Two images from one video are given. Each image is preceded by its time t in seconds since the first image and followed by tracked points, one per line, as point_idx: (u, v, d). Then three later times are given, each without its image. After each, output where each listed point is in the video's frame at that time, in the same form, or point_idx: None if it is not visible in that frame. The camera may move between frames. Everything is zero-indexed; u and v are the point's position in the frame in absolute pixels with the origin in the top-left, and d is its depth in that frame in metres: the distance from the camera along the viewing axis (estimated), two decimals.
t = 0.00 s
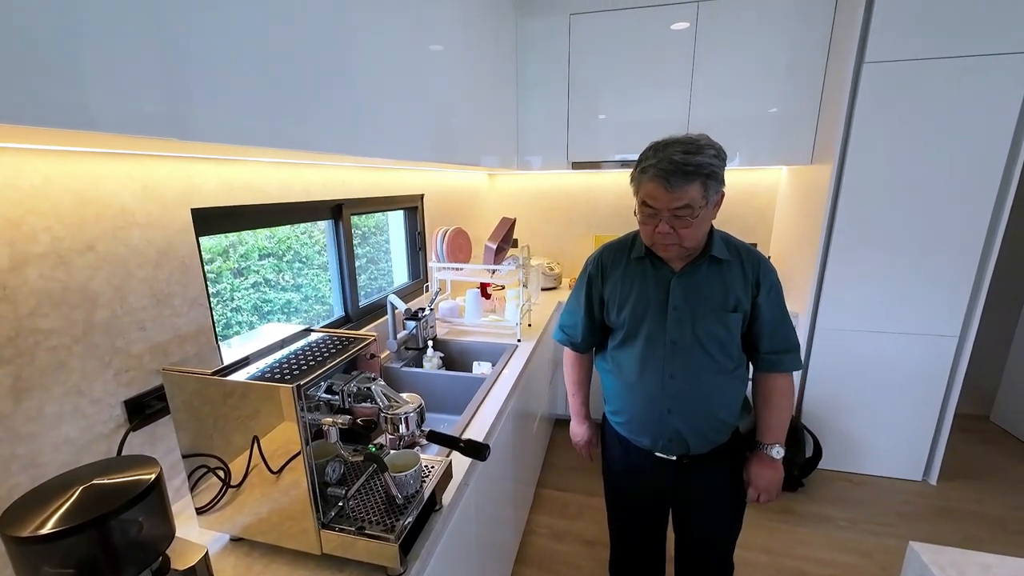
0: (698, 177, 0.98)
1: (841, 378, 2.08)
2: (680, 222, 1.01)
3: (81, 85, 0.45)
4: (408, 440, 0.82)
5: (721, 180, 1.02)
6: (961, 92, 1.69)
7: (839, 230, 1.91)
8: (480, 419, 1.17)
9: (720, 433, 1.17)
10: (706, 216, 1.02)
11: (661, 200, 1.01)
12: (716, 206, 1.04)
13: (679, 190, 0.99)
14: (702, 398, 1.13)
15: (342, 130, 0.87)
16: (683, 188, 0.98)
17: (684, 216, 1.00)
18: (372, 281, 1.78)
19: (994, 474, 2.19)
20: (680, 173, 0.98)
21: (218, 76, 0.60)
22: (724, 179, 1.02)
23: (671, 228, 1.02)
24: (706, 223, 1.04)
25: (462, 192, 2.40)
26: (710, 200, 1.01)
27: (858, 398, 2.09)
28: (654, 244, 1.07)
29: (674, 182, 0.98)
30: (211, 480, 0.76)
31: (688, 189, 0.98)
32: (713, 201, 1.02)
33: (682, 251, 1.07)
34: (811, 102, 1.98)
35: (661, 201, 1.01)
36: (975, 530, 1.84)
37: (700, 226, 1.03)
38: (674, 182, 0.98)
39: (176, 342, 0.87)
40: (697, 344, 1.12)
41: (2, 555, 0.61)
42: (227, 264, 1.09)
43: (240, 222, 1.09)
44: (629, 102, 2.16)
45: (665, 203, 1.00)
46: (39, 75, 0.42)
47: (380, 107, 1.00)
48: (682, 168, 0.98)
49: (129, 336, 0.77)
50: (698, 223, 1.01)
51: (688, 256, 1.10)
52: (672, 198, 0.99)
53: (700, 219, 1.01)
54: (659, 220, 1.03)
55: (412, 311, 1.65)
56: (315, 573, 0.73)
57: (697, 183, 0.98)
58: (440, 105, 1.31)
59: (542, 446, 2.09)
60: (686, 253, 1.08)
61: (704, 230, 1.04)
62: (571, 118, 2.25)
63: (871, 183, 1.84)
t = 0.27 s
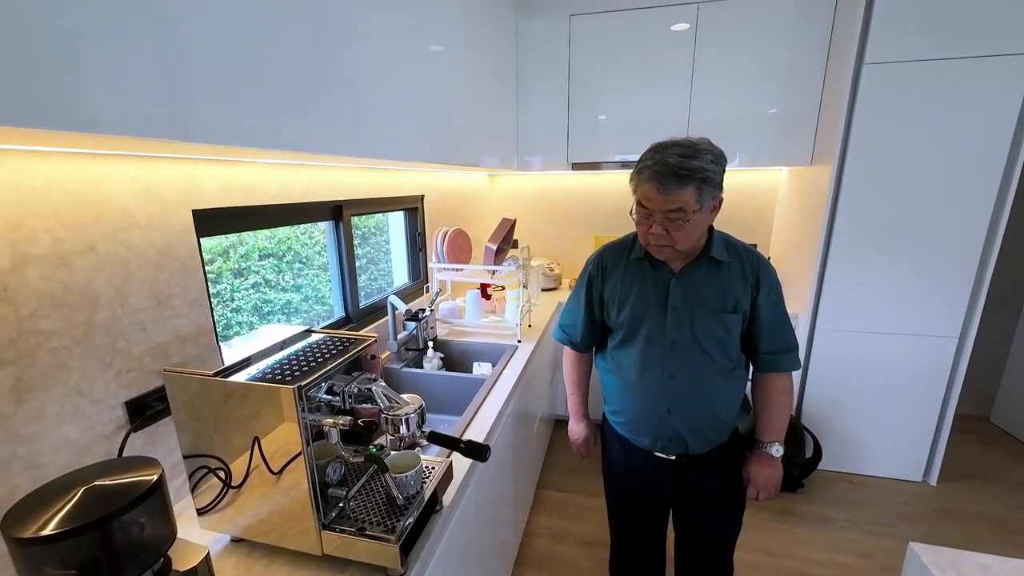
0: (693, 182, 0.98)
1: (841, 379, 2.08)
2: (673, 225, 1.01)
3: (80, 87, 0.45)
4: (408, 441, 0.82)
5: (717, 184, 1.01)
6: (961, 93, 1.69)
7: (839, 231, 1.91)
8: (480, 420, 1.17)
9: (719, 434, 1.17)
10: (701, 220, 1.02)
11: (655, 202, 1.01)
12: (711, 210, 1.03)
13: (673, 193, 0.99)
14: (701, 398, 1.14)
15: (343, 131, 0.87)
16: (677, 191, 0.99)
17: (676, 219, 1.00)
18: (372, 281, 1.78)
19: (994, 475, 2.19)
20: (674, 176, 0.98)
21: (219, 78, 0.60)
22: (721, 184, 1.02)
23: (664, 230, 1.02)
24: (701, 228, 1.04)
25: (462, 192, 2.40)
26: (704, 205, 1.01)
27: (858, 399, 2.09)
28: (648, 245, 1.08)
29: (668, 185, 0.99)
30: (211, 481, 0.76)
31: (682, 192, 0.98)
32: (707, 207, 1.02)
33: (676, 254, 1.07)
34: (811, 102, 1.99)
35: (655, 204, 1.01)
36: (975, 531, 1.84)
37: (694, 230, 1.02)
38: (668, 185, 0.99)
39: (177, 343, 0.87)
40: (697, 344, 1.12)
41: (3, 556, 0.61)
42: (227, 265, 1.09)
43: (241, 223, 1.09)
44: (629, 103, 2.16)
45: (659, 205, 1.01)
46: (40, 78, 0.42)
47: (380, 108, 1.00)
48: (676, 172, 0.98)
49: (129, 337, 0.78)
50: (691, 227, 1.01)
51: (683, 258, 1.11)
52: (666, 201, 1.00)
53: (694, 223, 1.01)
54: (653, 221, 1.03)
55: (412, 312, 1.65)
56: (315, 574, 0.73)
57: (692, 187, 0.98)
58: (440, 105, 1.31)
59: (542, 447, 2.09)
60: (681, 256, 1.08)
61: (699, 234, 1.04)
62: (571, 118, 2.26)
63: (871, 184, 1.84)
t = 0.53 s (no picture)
0: (699, 182, 0.98)
1: (840, 380, 2.08)
2: (678, 225, 1.01)
3: (80, 88, 0.45)
4: (408, 441, 0.82)
5: (724, 185, 1.01)
6: (960, 93, 1.69)
7: (839, 231, 1.91)
8: (480, 420, 1.17)
9: (721, 437, 1.16)
10: (707, 221, 1.02)
11: (660, 202, 1.01)
12: (718, 211, 1.03)
13: (679, 193, 0.99)
14: (703, 400, 1.13)
15: (342, 131, 0.87)
16: (683, 191, 0.99)
17: (682, 219, 1.00)
18: (372, 282, 1.78)
19: (993, 475, 2.20)
20: (681, 176, 0.98)
21: (218, 79, 0.60)
22: (727, 185, 1.01)
23: (669, 230, 1.02)
24: (707, 228, 1.04)
25: (462, 193, 2.40)
26: (710, 205, 1.01)
27: (857, 400, 2.09)
28: (654, 246, 1.08)
29: (674, 185, 0.99)
30: (211, 481, 0.76)
31: (688, 192, 0.98)
32: (714, 208, 1.01)
33: (682, 254, 1.07)
34: (811, 103, 1.99)
35: (660, 203, 1.01)
36: (975, 532, 1.84)
37: (700, 230, 1.02)
38: (674, 185, 0.99)
39: (176, 343, 0.87)
40: (700, 346, 1.12)
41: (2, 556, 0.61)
42: (227, 265, 1.09)
43: (241, 223, 1.09)
44: (629, 103, 2.16)
45: (665, 205, 1.01)
46: (40, 79, 0.42)
47: (380, 108, 1.00)
48: (683, 172, 0.98)
49: (129, 338, 0.78)
50: (698, 227, 1.01)
51: (690, 259, 1.10)
52: (672, 201, 1.00)
53: (700, 223, 1.01)
54: (659, 221, 1.04)
55: (412, 312, 1.65)
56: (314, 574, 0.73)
57: (698, 187, 0.98)
58: (440, 106, 1.31)
59: (542, 447, 2.09)
60: (687, 256, 1.08)
61: (705, 234, 1.04)
62: (571, 119, 2.26)
63: (870, 184, 1.84)
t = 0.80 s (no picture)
0: (719, 177, 0.98)
1: (840, 380, 2.08)
2: (697, 221, 1.01)
3: (79, 88, 0.45)
4: (408, 441, 0.82)
5: (744, 182, 1.01)
6: (960, 93, 1.69)
7: (839, 231, 1.91)
8: (479, 420, 1.17)
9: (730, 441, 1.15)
10: (725, 218, 1.02)
11: (679, 197, 1.01)
12: (737, 209, 1.03)
13: (699, 189, 0.99)
14: (712, 402, 1.12)
15: (342, 131, 0.87)
16: (703, 187, 0.99)
17: (701, 215, 1.00)
18: (372, 282, 1.78)
19: (993, 475, 2.20)
20: (701, 172, 0.98)
21: (219, 80, 0.61)
22: (746, 182, 1.02)
23: (687, 227, 1.03)
24: (724, 226, 1.04)
25: (462, 193, 2.40)
26: (729, 202, 1.01)
27: (857, 400, 2.09)
28: (670, 242, 1.08)
29: (694, 180, 0.99)
30: (211, 481, 0.76)
31: (708, 188, 0.99)
32: (732, 204, 1.01)
33: (698, 252, 1.07)
34: (810, 103, 1.99)
35: (679, 199, 1.02)
36: (975, 532, 1.84)
37: (718, 227, 1.02)
38: (694, 180, 0.99)
39: (176, 344, 0.87)
40: (710, 347, 1.11)
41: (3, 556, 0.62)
42: (227, 265, 1.09)
43: (241, 223, 1.09)
44: (629, 103, 2.17)
45: (683, 200, 1.01)
46: (40, 80, 0.42)
47: (380, 108, 1.00)
48: (703, 167, 0.98)
49: (129, 338, 0.78)
50: (715, 224, 1.01)
51: (704, 258, 1.10)
52: (691, 196, 1.00)
53: (719, 220, 1.01)
54: (676, 217, 1.04)
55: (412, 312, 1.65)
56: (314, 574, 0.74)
57: (718, 183, 0.98)
58: (440, 106, 1.31)
59: (542, 448, 2.09)
60: (703, 255, 1.08)
61: (723, 232, 1.04)
62: (571, 119, 2.26)
63: (870, 185, 1.84)
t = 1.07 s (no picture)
0: (745, 177, 0.98)
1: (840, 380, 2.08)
2: (721, 221, 1.01)
3: (81, 90, 0.45)
4: (408, 442, 0.82)
5: (769, 182, 1.01)
6: (959, 95, 1.70)
7: (838, 232, 1.92)
8: (479, 421, 1.17)
9: (744, 450, 1.13)
10: (750, 219, 1.02)
11: (704, 197, 1.01)
12: (761, 210, 1.03)
13: (725, 188, 0.99)
14: (726, 408, 1.11)
15: (343, 133, 0.87)
16: (729, 186, 0.98)
17: (726, 215, 1.00)
18: (372, 282, 1.78)
19: (992, 476, 2.20)
20: (727, 170, 0.98)
21: (220, 81, 0.61)
22: (772, 182, 1.01)
23: (711, 227, 1.02)
24: (748, 227, 1.03)
25: (462, 194, 2.40)
26: (754, 202, 1.01)
27: (856, 401, 2.09)
28: (692, 244, 1.07)
29: (720, 179, 0.99)
30: (212, 482, 0.76)
31: (734, 186, 0.98)
32: (757, 204, 1.01)
33: (721, 254, 1.06)
34: (810, 104, 1.99)
35: (704, 199, 1.01)
36: (974, 533, 1.84)
37: (743, 229, 1.02)
38: (720, 179, 0.99)
39: (177, 344, 0.87)
40: (726, 352, 1.10)
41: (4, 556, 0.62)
42: (228, 266, 1.09)
43: (241, 224, 1.09)
44: (629, 104, 2.17)
45: (708, 200, 1.01)
46: (42, 83, 0.42)
47: (380, 109, 1.00)
48: (730, 166, 0.98)
49: (130, 339, 0.78)
50: (740, 225, 1.01)
51: (727, 260, 1.10)
52: (717, 196, 1.00)
53: (743, 221, 1.01)
54: (700, 217, 1.03)
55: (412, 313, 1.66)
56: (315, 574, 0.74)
57: (744, 182, 0.98)
58: (440, 107, 1.32)
59: (541, 449, 2.09)
60: (725, 257, 1.07)
61: (747, 234, 1.03)
62: (570, 119, 2.26)
63: (869, 186, 1.84)
